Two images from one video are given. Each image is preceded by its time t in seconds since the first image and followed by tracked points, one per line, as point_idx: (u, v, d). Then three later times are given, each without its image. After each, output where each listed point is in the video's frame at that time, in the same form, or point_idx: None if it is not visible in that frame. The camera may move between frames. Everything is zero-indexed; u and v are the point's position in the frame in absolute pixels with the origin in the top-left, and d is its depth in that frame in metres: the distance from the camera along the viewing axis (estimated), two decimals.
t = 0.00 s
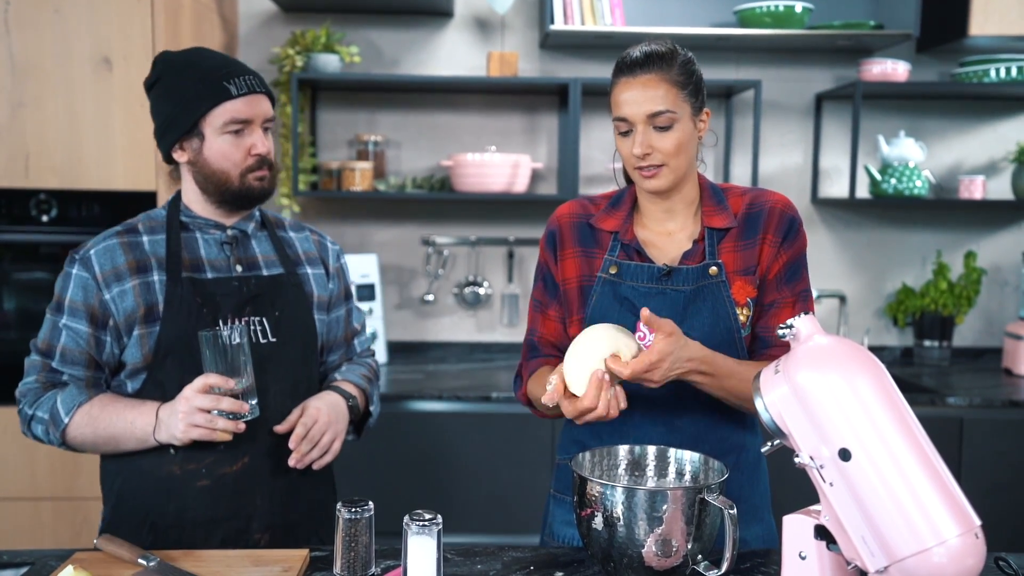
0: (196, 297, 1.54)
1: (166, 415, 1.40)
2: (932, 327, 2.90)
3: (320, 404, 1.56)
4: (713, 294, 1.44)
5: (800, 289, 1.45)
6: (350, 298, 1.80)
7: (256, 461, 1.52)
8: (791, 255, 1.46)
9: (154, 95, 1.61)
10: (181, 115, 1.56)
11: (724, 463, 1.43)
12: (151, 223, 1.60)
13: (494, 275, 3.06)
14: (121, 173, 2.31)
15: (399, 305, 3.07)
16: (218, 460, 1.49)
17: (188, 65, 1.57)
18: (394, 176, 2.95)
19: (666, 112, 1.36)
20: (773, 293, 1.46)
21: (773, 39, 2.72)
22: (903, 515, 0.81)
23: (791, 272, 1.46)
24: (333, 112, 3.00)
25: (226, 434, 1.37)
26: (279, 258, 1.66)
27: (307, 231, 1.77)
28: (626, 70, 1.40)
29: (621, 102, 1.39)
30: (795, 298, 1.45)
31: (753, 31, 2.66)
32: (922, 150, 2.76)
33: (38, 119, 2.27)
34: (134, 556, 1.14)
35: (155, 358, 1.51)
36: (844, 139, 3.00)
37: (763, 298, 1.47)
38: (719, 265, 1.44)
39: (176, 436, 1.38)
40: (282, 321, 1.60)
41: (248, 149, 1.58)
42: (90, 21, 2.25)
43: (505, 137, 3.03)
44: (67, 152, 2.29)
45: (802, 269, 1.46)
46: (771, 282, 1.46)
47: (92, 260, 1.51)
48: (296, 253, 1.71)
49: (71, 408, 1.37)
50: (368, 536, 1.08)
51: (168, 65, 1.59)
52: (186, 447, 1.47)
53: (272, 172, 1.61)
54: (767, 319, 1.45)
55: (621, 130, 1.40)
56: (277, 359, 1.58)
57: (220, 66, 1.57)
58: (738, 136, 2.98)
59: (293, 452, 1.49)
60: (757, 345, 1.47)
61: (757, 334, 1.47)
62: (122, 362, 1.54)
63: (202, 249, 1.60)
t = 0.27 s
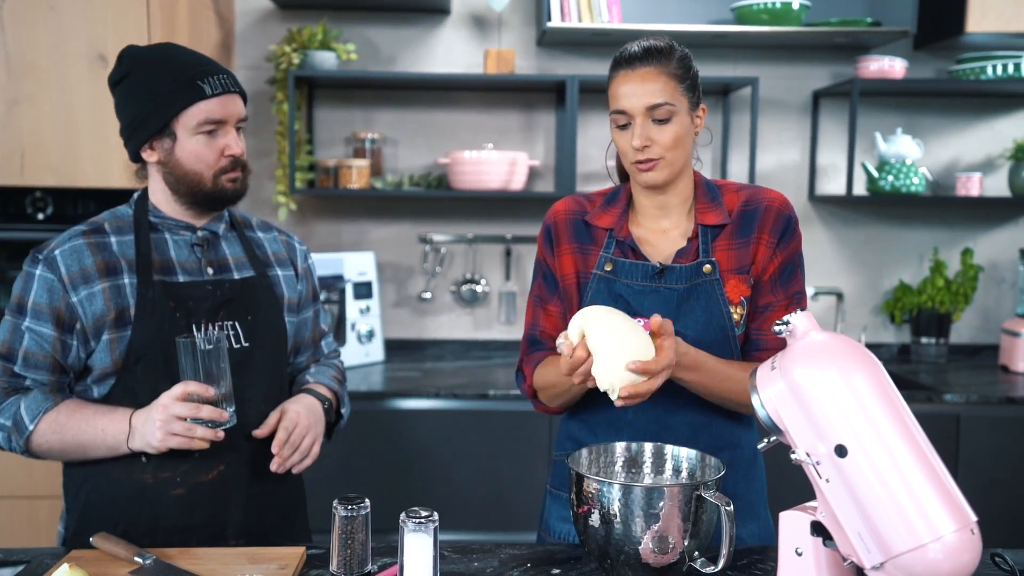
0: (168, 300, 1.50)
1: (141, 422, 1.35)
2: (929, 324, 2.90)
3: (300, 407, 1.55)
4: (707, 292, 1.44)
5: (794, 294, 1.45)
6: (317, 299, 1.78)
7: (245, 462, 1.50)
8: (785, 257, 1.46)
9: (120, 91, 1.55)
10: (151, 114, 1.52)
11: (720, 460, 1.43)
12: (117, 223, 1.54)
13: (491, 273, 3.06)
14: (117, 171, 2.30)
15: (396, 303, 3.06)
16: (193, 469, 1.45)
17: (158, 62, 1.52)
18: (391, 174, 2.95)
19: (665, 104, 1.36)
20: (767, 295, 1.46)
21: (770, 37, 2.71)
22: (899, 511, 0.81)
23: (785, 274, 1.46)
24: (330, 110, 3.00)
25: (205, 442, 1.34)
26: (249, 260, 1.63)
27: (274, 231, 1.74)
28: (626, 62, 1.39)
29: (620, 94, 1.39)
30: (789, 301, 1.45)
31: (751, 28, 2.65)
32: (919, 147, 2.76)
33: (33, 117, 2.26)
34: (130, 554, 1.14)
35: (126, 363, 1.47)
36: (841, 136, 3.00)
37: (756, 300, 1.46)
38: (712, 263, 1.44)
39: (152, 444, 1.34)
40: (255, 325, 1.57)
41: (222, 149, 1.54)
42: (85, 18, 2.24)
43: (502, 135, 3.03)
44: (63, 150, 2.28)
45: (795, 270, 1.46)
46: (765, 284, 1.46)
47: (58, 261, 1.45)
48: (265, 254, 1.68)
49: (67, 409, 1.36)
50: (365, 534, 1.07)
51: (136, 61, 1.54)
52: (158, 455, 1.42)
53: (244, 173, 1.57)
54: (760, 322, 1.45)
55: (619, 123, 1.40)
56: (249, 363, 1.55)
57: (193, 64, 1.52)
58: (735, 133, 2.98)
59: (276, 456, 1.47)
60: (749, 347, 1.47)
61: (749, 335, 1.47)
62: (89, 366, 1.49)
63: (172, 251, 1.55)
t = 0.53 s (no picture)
0: (156, 295, 1.46)
1: (133, 418, 1.32)
2: (926, 322, 2.90)
3: (292, 402, 1.53)
4: (706, 290, 1.44)
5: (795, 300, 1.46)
6: (299, 291, 1.75)
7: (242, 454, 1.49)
8: (789, 263, 1.47)
9: (99, 83, 1.51)
10: (133, 105, 1.48)
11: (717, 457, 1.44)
12: (99, 217, 1.49)
13: (489, 270, 3.06)
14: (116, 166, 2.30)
15: (395, 299, 3.06)
16: (184, 464, 1.42)
17: (140, 53, 1.49)
18: (390, 170, 2.94)
19: (691, 94, 1.37)
20: (769, 299, 1.46)
21: (770, 34, 2.71)
22: (898, 509, 0.81)
23: (786, 280, 1.46)
24: (329, 106, 3.00)
25: (200, 436, 1.32)
26: (233, 254, 1.60)
27: (256, 224, 1.70)
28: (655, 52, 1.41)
29: (645, 83, 1.39)
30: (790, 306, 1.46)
31: (751, 26, 2.65)
32: (918, 146, 2.77)
33: (32, 111, 2.25)
34: (128, 549, 1.14)
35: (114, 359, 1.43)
36: (840, 134, 3.00)
37: (754, 304, 1.47)
38: (713, 262, 1.44)
39: (146, 439, 1.31)
40: (242, 319, 1.54)
41: (205, 142, 1.51)
42: (84, 12, 2.24)
43: (501, 131, 3.02)
44: (61, 144, 2.27)
45: (797, 276, 1.47)
46: (766, 288, 1.46)
47: (41, 257, 1.41)
48: (248, 248, 1.65)
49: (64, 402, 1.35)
50: (363, 528, 1.04)
51: (117, 52, 1.50)
52: (147, 452, 1.39)
53: (227, 167, 1.54)
54: (758, 325, 1.46)
55: (641, 110, 1.40)
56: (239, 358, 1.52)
57: (176, 56, 1.49)
58: (734, 131, 2.98)
59: (272, 450, 1.45)
60: (746, 349, 1.48)
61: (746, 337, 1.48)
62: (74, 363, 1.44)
63: (156, 245, 1.51)
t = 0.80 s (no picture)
0: (147, 294, 1.41)
1: (125, 418, 1.28)
2: (926, 323, 2.90)
3: (287, 401, 1.50)
4: (706, 288, 1.44)
5: (795, 295, 1.45)
6: (291, 289, 1.70)
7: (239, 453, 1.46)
8: (788, 258, 1.46)
9: (85, 85, 1.47)
10: (117, 106, 1.43)
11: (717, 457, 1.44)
12: (89, 217, 1.44)
13: (489, 269, 3.06)
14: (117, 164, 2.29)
15: (394, 298, 3.06)
16: (175, 463, 1.38)
17: (123, 52, 1.44)
18: (390, 169, 2.94)
19: (682, 93, 1.37)
20: (768, 296, 1.46)
21: (770, 34, 2.71)
22: (898, 509, 0.81)
23: (785, 276, 1.46)
24: (329, 105, 2.99)
25: (192, 437, 1.28)
26: (226, 253, 1.55)
27: (247, 222, 1.64)
28: (647, 52, 1.41)
29: (638, 82, 1.40)
30: (790, 301, 1.45)
31: (751, 26, 2.65)
32: (918, 146, 2.77)
33: (33, 109, 2.25)
34: (128, 547, 1.14)
35: (106, 358, 1.38)
36: (840, 134, 3.00)
37: (755, 300, 1.47)
38: (712, 259, 1.44)
39: (137, 438, 1.26)
40: (235, 317, 1.50)
41: (191, 141, 1.46)
42: (85, 11, 2.24)
43: (501, 131, 3.02)
44: (61, 143, 2.27)
45: (796, 271, 1.46)
46: (765, 284, 1.46)
47: (31, 257, 1.36)
48: (240, 246, 1.59)
49: (68, 400, 1.36)
50: (364, 527, 1.03)
51: (101, 52, 1.46)
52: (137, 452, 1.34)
53: (215, 166, 1.49)
54: (757, 321, 1.46)
55: (633, 109, 1.40)
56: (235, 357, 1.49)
57: (159, 53, 1.45)
58: (734, 131, 2.98)
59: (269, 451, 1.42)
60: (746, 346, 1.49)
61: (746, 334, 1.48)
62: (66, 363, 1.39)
63: (147, 245, 1.46)
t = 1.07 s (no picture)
0: (146, 298, 1.41)
1: (126, 424, 1.27)
2: (928, 323, 2.91)
3: (284, 405, 1.50)
4: (707, 292, 1.44)
5: (795, 301, 1.46)
6: (293, 290, 1.71)
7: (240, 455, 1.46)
8: (789, 263, 1.47)
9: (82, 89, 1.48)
10: (109, 107, 1.44)
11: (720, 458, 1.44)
12: (91, 222, 1.43)
13: (491, 270, 3.07)
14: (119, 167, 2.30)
15: (396, 300, 3.07)
16: (175, 468, 1.37)
17: (114, 54, 1.45)
18: (392, 171, 2.95)
19: (691, 101, 1.38)
20: (769, 301, 1.46)
21: (771, 35, 2.72)
22: (902, 510, 0.81)
23: (786, 281, 1.46)
24: (331, 107, 3.00)
25: (192, 442, 1.27)
26: (226, 256, 1.55)
27: (249, 225, 1.65)
28: (654, 57, 1.41)
29: (645, 87, 1.39)
30: (791, 307, 1.46)
31: (752, 27, 2.66)
32: (919, 146, 2.77)
33: (36, 112, 2.26)
34: (134, 548, 1.14)
35: (107, 362, 1.38)
36: (841, 135, 3.00)
37: (756, 305, 1.47)
38: (715, 263, 1.44)
39: (138, 445, 1.26)
40: (235, 321, 1.49)
41: (183, 139, 1.46)
42: (88, 13, 2.24)
43: (502, 132, 3.03)
44: (65, 145, 2.28)
45: (798, 278, 1.47)
46: (766, 289, 1.46)
47: (32, 263, 1.35)
48: (241, 249, 1.60)
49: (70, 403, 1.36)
50: (369, 528, 1.04)
51: (95, 56, 1.47)
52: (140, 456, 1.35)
53: (208, 165, 1.48)
54: (758, 327, 1.46)
55: (639, 113, 1.40)
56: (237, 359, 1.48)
57: (148, 52, 1.45)
58: (735, 132, 2.99)
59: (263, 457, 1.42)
60: (747, 350, 1.49)
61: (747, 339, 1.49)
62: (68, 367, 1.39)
63: (147, 249, 1.45)
